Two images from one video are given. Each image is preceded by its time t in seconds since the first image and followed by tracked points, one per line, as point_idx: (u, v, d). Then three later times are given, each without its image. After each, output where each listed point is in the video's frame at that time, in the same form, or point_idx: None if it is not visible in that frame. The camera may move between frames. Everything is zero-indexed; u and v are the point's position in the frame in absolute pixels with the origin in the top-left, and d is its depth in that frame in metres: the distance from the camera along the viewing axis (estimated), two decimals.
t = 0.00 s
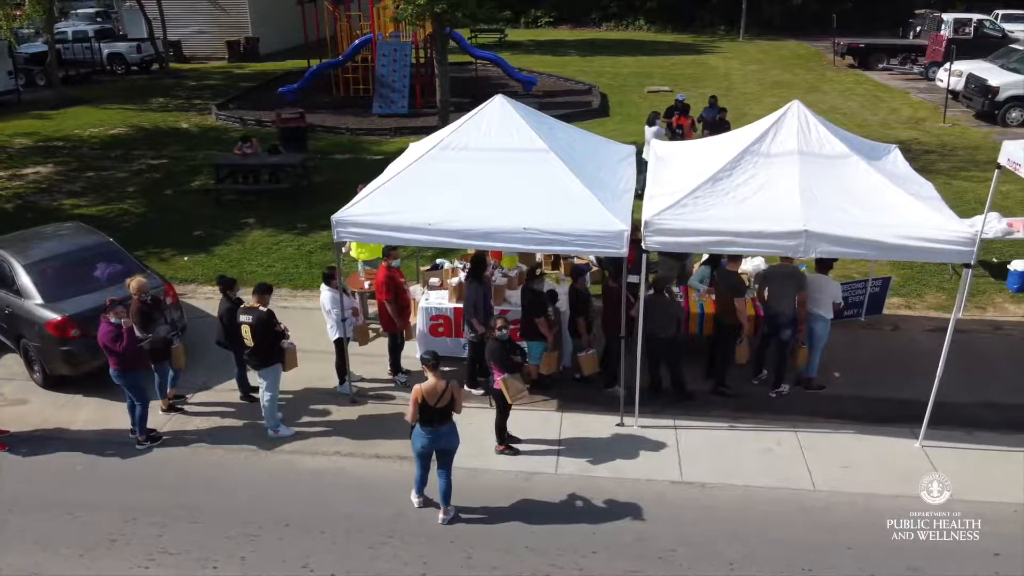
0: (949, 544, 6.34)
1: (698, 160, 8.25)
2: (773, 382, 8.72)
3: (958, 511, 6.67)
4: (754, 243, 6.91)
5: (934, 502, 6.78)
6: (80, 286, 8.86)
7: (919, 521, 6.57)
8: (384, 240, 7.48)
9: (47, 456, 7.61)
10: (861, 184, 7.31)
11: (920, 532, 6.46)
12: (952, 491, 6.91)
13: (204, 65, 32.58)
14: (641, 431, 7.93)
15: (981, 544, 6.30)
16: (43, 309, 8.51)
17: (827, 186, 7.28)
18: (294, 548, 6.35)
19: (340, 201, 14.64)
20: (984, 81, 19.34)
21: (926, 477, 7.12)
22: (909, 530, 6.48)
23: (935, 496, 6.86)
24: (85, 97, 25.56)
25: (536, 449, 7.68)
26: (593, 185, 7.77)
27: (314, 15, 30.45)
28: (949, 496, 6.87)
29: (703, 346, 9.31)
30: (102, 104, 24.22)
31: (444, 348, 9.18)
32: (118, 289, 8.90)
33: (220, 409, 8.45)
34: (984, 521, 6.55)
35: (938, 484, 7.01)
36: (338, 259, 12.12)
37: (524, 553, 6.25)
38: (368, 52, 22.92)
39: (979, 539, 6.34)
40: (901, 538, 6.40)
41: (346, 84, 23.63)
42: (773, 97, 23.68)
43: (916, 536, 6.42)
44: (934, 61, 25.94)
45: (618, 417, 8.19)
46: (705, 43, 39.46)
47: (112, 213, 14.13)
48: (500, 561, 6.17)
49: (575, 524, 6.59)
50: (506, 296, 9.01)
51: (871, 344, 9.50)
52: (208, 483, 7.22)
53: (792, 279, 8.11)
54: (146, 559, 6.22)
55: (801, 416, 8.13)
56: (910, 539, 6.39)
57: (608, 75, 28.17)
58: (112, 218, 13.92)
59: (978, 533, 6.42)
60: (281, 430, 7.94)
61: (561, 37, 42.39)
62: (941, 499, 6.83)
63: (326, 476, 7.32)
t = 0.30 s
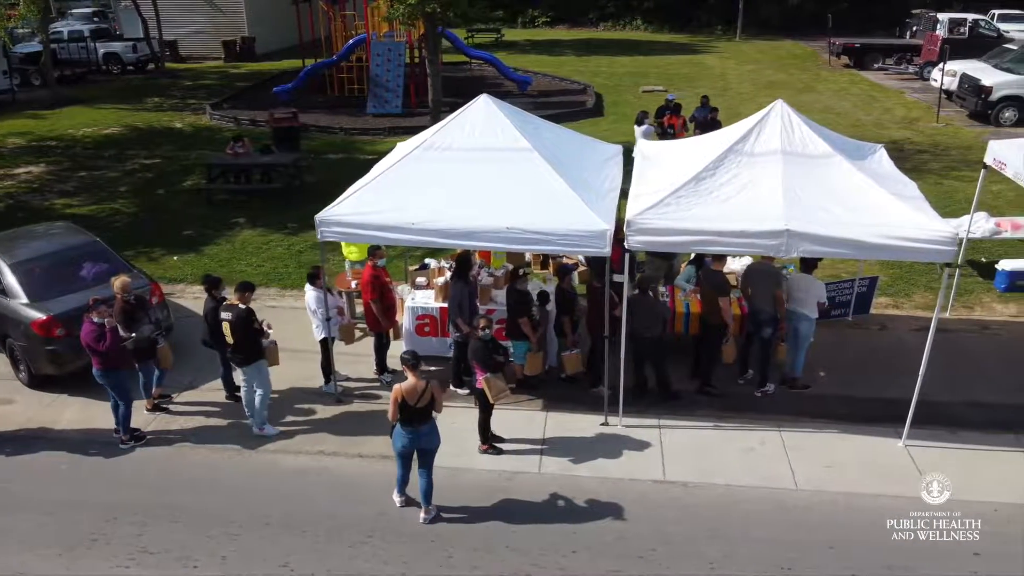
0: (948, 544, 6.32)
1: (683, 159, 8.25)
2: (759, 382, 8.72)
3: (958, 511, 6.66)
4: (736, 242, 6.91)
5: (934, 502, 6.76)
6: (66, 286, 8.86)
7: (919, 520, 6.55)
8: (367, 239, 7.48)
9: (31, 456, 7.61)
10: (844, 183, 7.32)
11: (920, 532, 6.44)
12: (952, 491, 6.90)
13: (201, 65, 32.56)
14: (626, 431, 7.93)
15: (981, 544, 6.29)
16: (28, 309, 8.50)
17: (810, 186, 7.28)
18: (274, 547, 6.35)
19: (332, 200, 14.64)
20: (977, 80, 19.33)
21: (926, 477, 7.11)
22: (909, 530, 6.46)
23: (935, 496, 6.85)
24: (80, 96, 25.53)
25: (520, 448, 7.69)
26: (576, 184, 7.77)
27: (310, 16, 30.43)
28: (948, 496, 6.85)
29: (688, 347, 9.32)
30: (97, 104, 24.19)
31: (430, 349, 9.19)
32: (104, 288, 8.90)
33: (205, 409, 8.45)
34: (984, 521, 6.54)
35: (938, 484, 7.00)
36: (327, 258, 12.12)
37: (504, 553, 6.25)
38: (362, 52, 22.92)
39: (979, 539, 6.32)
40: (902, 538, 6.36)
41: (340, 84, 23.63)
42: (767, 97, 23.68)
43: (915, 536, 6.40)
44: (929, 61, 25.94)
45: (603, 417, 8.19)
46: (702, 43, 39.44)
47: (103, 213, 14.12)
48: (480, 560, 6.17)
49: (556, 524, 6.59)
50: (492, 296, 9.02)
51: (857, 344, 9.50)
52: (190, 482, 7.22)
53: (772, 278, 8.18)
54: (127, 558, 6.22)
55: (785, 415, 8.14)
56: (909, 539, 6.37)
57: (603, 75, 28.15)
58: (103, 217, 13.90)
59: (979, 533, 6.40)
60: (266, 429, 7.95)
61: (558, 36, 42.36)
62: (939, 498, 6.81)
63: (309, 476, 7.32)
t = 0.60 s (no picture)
0: (949, 544, 6.30)
1: (668, 159, 8.25)
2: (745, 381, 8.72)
3: (958, 511, 6.64)
4: (718, 242, 6.91)
5: (933, 502, 6.74)
6: (53, 285, 8.85)
7: (917, 520, 6.53)
8: (351, 239, 7.47)
9: (14, 455, 7.60)
10: (827, 182, 7.31)
11: (921, 532, 6.41)
12: (951, 491, 6.87)
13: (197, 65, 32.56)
14: (611, 430, 7.92)
15: (982, 544, 6.27)
16: (13, 308, 8.48)
17: (793, 186, 7.28)
18: (255, 547, 6.34)
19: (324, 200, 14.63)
20: (971, 80, 19.33)
21: (925, 477, 7.08)
22: (909, 530, 6.42)
23: (935, 496, 6.83)
24: (75, 96, 25.51)
25: (504, 448, 7.68)
26: (561, 184, 7.77)
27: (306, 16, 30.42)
28: (948, 496, 6.83)
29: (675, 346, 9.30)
30: (92, 104, 24.19)
31: (417, 348, 9.20)
32: (91, 288, 8.89)
33: (191, 409, 8.44)
34: (984, 521, 6.52)
35: (938, 484, 6.97)
36: (318, 258, 12.12)
37: (485, 552, 6.24)
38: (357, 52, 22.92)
39: (980, 539, 6.30)
40: (899, 537, 6.34)
41: (335, 83, 23.64)
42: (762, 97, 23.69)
43: (915, 535, 6.37)
44: (924, 61, 25.93)
45: (588, 416, 8.19)
46: (698, 43, 39.43)
47: (94, 213, 14.11)
48: (461, 559, 6.17)
49: (538, 523, 6.59)
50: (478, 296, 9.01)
51: (844, 343, 9.50)
52: (174, 482, 7.22)
53: (755, 278, 8.13)
54: (107, 558, 6.21)
55: (770, 414, 8.15)
56: (909, 538, 6.33)
57: (599, 75, 28.15)
58: (93, 217, 13.89)
59: (977, 533, 6.39)
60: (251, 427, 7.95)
61: (555, 37, 42.36)
62: (939, 498, 6.79)
63: (293, 476, 7.31)
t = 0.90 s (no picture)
0: (950, 544, 6.29)
1: (653, 159, 8.26)
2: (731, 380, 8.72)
3: (958, 511, 6.64)
4: (701, 242, 6.90)
5: (934, 502, 6.74)
6: (39, 285, 8.85)
7: (917, 520, 6.52)
8: (334, 238, 7.46)
9: None
10: (810, 182, 7.32)
11: (921, 532, 6.40)
12: (951, 491, 6.87)
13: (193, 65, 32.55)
14: (596, 430, 7.92)
15: (982, 544, 6.25)
16: None
17: (776, 185, 7.28)
18: (235, 547, 6.34)
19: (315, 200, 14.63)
20: (964, 81, 19.33)
21: (925, 477, 7.07)
22: (909, 530, 6.42)
23: (935, 496, 6.82)
24: (69, 96, 25.50)
25: (488, 448, 7.68)
26: (545, 184, 7.77)
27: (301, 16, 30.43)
28: (948, 496, 6.82)
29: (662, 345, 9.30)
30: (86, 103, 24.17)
31: (404, 348, 9.21)
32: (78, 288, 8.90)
33: (176, 408, 8.44)
34: (984, 521, 6.51)
35: (938, 485, 6.97)
36: (308, 258, 12.12)
37: (466, 552, 6.23)
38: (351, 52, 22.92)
39: (980, 539, 6.29)
40: (899, 537, 6.34)
41: (329, 83, 23.66)
42: (756, 97, 23.69)
43: (916, 535, 6.36)
44: (919, 61, 25.93)
45: (573, 416, 8.19)
46: (695, 43, 39.43)
47: (85, 213, 14.10)
48: (442, 559, 6.16)
49: (520, 523, 6.58)
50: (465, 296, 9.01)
51: (831, 343, 9.50)
52: (157, 482, 7.21)
53: (739, 278, 8.14)
54: (87, 557, 6.21)
55: (755, 414, 8.15)
56: (910, 538, 6.33)
57: (594, 75, 28.14)
58: (84, 217, 13.88)
59: (977, 533, 6.38)
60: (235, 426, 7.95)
61: (552, 37, 42.35)
62: (939, 498, 6.78)
63: (276, 475, 7.31)
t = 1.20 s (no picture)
0: (950, 543, 6.28)
1: (638, 159, 8.27)
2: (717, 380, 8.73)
3: (958, 511, 6.63)
4: (683, 242, 6.90)
5: (934, 502, 6.72)
6: (25, 285, 8.82)
7: (917, 520, 6.51)
8: (318, 238, 7.46)
9: None
10: (793, 182, 7.33)
11: (921, 532, 6.40)
12: (952, 491, 6.86)
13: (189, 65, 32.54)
14: (581, 430, 7.92)
15: (982, 544, 6.24)
16: None
17: (759, 185, 7.29)
18: (216, 547, 6.34)
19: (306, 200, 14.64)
20: (958, 81, 19.34)
21: (926, 477, 7.06)
22: (909, 530, 6.41)
23: (935, 496, 6.81)
24: (65, 96, 25.49)
25: (472, 448, 7.68)
26: (529, 184, 7.77)
27: (297, 16, 30.41)
28: (949, 496, 6.81)
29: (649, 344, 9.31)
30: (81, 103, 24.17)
31: (391, 349, 9.20)
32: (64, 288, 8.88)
33: (161, 408, 8.45)
34: (985, 522, 6.50)
35: (938, 485, 6.95)
36: (298, 258, 12.13)
37: (446, 552, 6.23)
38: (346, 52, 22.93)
39: (980, 539, 6.28)
40: (899, 537, 6.33)
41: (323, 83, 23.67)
42: (751, 97, 23.70)
43: (916, 535, 6.35)
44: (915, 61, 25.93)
45: (558, 416, 8.20)
46: (692, 43, 39.43)
47: (76, 212, 14.10)
48: (422, 559, 6.16)
49: (501, 523, 6.58)
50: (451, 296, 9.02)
51: (818, 343, 9.51)
52: (139, 482, 7.21)
53: (721, 278, 8.19)
54: (67, 558, 6.21)
55: (740, 414, 8.15)
56: (910, 538, 6.32)
57: (590, 75, 28.14)
58: (75, 217, 13.88)
59: (978, 533, 6.37)
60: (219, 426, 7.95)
61: (549, 37, 42.33)
62: (940, 499, 6.77)
63: (260, 475, 7.31)
